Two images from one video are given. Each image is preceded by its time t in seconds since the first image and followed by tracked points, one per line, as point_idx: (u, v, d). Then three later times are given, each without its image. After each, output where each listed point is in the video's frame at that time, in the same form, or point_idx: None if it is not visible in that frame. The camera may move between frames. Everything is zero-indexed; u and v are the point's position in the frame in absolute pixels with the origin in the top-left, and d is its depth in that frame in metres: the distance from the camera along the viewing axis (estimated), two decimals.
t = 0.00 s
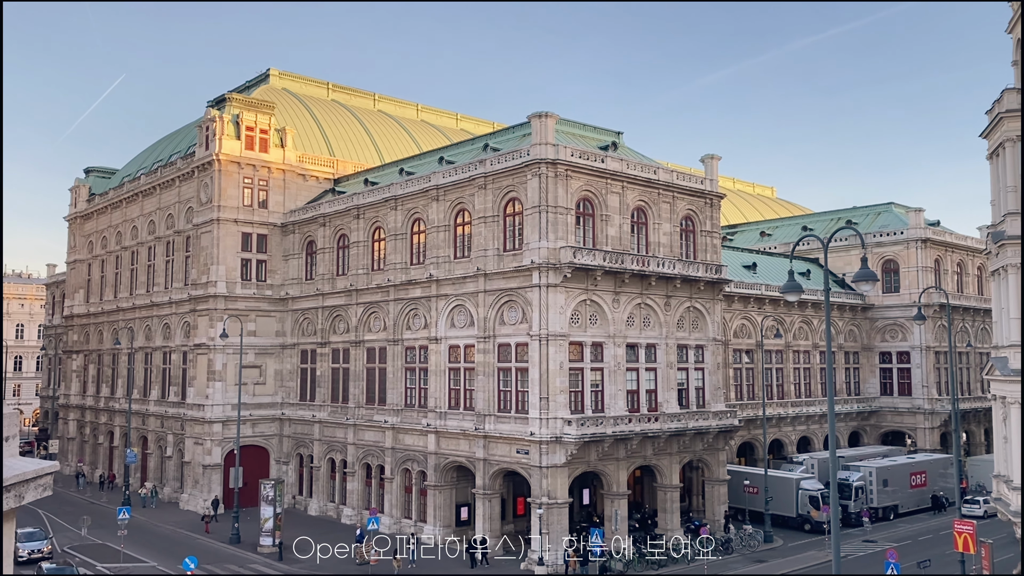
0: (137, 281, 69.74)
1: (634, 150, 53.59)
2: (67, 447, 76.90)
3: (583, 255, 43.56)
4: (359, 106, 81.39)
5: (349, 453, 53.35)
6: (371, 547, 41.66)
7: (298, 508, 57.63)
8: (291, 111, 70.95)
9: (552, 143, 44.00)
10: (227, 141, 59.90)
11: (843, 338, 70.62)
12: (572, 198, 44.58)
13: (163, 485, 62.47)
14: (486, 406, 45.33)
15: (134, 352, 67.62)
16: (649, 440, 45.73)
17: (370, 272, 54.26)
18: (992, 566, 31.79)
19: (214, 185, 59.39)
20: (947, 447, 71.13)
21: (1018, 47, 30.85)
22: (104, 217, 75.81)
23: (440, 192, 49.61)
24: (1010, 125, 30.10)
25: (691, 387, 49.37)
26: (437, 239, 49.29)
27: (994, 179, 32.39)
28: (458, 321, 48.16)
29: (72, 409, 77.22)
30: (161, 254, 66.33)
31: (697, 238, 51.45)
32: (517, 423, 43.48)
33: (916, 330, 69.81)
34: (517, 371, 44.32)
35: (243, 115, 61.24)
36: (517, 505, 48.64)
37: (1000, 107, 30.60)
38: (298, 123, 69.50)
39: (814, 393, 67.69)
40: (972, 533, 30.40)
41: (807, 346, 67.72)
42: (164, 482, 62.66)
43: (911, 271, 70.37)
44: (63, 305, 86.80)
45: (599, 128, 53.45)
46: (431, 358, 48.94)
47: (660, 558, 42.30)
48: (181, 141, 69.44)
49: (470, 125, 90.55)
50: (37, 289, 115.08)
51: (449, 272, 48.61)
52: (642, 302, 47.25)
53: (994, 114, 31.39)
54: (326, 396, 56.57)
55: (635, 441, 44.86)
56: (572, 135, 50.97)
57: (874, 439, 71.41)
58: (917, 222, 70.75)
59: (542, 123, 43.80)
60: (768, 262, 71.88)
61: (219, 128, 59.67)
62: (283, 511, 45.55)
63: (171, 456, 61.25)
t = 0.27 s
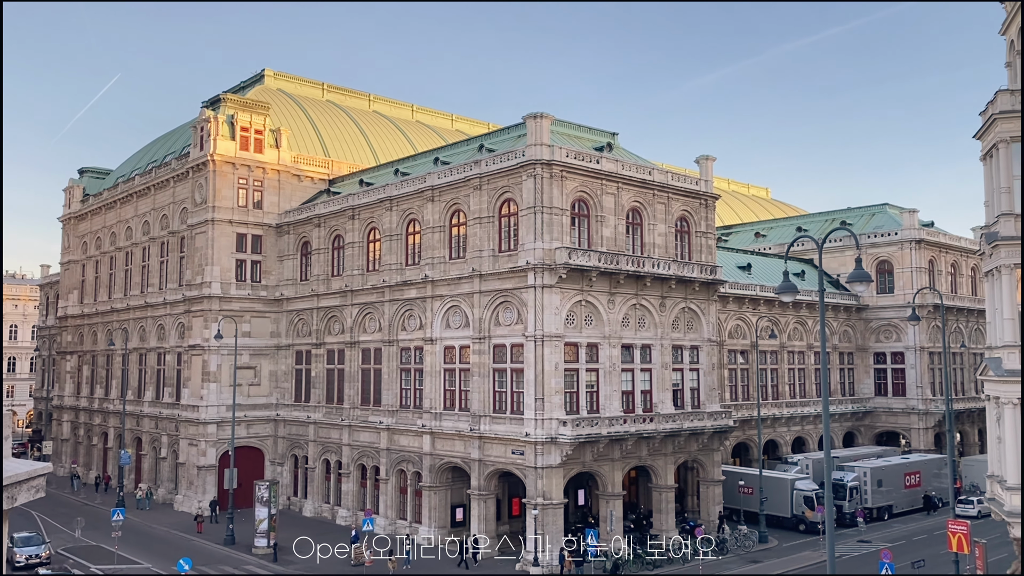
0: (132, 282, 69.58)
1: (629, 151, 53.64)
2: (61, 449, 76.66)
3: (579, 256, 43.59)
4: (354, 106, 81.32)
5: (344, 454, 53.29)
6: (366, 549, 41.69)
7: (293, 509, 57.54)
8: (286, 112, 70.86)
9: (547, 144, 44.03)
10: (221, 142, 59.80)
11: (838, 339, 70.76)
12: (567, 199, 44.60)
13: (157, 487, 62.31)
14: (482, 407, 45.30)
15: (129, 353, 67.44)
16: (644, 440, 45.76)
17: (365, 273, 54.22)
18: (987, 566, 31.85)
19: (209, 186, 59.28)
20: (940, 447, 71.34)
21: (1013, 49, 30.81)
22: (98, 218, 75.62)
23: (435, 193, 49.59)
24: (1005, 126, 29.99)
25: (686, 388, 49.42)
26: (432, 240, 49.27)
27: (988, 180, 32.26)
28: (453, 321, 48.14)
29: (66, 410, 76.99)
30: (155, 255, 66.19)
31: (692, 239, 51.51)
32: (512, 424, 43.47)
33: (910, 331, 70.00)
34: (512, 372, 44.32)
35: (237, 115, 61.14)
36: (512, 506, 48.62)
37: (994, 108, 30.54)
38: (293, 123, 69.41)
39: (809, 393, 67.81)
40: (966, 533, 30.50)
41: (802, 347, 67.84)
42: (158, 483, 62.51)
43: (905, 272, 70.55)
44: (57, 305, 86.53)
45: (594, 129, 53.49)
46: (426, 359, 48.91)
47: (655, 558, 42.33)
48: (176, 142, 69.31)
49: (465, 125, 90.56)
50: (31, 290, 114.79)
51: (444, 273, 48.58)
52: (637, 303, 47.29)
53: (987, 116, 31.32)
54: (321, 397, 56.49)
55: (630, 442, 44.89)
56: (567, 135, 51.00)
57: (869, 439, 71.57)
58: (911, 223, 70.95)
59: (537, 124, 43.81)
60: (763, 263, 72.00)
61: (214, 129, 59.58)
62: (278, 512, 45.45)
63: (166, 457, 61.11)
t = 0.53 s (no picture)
0: (124, 283, 69.39)
1: (623, 152, 53.71)
2: (53, 450, 76.40)
3: (572, 256, 43.63)
4: (348, 107, 81.23)
5: (337, 455, 53.22)
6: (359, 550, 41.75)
7: (286, 510, 57.45)
8: (280, 112, 70.77)
9: (541, 144, 44.06)
10: (214, 142, 59.69)
11: (831, 339, 70.94)
12: (560, 200, 44.62)
13: (150, 488, 62.14)
14: (475, 408, 45.29)
15: (122, 354, 67.24)
16: (638, 441, 45.81)
17: (359, 274, 54.17)
18: (979, 565, 31.96)
19: (202, 186, 59.17)
20: (933, 447, 71.59)
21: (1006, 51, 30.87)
22: (90, 218, 75.39)
23: (429, 193, 49.58)
24: (996, 128, 30.07)
25: (679, 389, 49.49)
26: (426, 241, 49.26)
27: (980, 181, 32.19)
28: (447, 322, 48.13)
29: (58, 411, 76.73)
30: (148, 255, 66.04)
31: (686, 240, 51.60)
32: (506, 425, 43.49)
33: (903, 331, 70.21)
34: (506, 373, 44.33)
35: (231, 116, 61.04)
36: (506, 507, 48.63)
37: (985, 110, 30.56)
38: (286, 124, 69.32)
39: (802, 394, 67.97)
40: (958, 533, 30.63)
41: (795, 347, 68.00)
42: (151, 484, 62.34)
43: (898, 273, 70.78)
44: (49, 306, 86.22)
45: (587, 130, 53.55)
46: (420, 360, 48.88)
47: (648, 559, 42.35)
48: (169, 142, 69.16)
49: (459, 126, 90.55)
50: (23, 290, 114.43)
51: (438, 274, 48.56)
52: (631, 304, 47.35)
53: (979, 117, 31.33)
54: (315, 398, 56.41)
55: (624, 442, 44.94)
56: (560, 136, 51.04)
57: (861, 439, 71.76)
58: (903, 224, 71.18)
59: (531, 125, 43.84)
60: (756, 264, 72.15)
61: (207, 129, 59.47)
62: (271, 513, 45.40)
63: (159, 458, 60.95)
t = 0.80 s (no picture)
0: (116, 283, 69.14)
1: (615, 152, 53.75)
2: (44, 451, 76.06)
3: (566, 256, 43.66)
4: (341, 107, 81.10)
5: (330, 456, 53.11)
6: (352, 551, 41.71)
7: (279, 511, 57.31)
8: (272, 112, 70.62)
9: (534, 145, 44.08)
10: (207, 142, 59.55)
11: (823, 339, 71.13)
12: (554, 200, 44.64)
13: (141, 489, 61.92)
14: (468, 408, 45.26)
15: (113, 355, 66.98)
16: (631, 441, 45.85)
17: (351, 274, 54.09)
18: (970, 565, 32.07)
19: (194, 187, 59.00)
20: (924, 447, 71.86)
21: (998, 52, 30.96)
22: (82, 218, 75.09)
23: (422, 194, 49.52)
24: (987, 129, 30.19)
25: (672, 389, 49.55)
26: (419, 241, 49.21)
27: (971, 182, 32.23)
28: (440, 322, 48.09)
29: (49, 412, 76.40)
30: (140, 256, 65.79)
31: (678, 240, 51.66)
32: (499, 425, 43.48)
33: (895, 332, 70.44)
34: (499, 373, 44.32)
35: (223, 115, 60.89)
36: (499, 507, 48.61)
37: (977, 111, 30.65)
38: (279, 124, 69.17)
39: (794, 394, 68.12)
40: (950, 532, 30.68)
41: (787, 347, 68.16)
42: (142, 485, 62.11)
43: (890, 273, 71.02)
44: (40, 307, 85.84)
45: (580, 130, 53.57)
46: (413, 360, 48.83)
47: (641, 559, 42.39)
48: (160, 142, 68.93)
49: (452, 126, 90.50)
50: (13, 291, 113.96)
51: (431, 274, 48.51)
52: (624, 304, 47.38)
53: (970, 118, 31.40)
54: (307, 399, 56.30)
55: (617, 442, 44.96)
56: (553, 137, 51.05)
57: (853, 439, 71.95)
58: (895, 224, 71.43)
59: (524, 125, 43.85)
60: (749, 264, 72.29)
61: (199, 129, 59.33)
62: (264, 514, 45.29)
63: (151, 459, 60.74)
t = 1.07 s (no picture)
0: (107, 283, 68.91)
1: (608, 152, 53.79)
2: (35, 451, 75.76)
3: (559, 256, 43.70)
4: (333, 106, 80.95)
5: (322, 456, 53.04)
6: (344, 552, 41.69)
7: (271, 511, 57.19)
8: (265, 111, 70.46)
9: (527, 145, 44.10)
10: (198, 141, 59.39)
11: (815, 339, 71.34)
12: (546, 200, 44.67)
13: (133, 490, 61.74)
14: (461, 408, 45.25)
15: (104, 355, 66.76)
16: (624, 441, 45.91)
17: (344, 274, 54.00)
18: (961, 563, 32.18)
19: (186, 186, 58.84)
20: (916, 446, 72.08)
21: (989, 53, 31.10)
22: (73, 218, 74.80)
23: (415, 193, 49.48)
24: (977, 130, 30.32)
25: (664, 388, 49.62)
26: (412, 241, 49.17)
27: (961, 183, 32.32)
28: (433, 323, 48.08)
29: (40, 412, 76.11)
30: (131, 255, 65.57)
31: (671, 241, 51.73)
32: (492, 425, 43.49)
33: (886, 332, 70.69)
34: (492, 373, 44.33)
35: (215, 115, 60.73)
36: (491, 507, 48.62)
37: (967, 111, 30.76)
38: (271, 123, 69.01)
39: (786, 393, 68.30)
40: (940, 531, 30.77)
41: (779, 347, 68.34)
42: (134, 486, 61.91)
43: (881, 273, 71.28)
44: (30, 307, 85.42)
45: (573, 131, 53.60)
46: (405, 360, 48.80)
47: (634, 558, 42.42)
48: (152, 141, 68.70)
49: (445, 126, 90.45)
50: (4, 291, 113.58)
51: (424, 274, 48.49)
52: (617, 304, 47.43)
53: (961, 119, 31.50)
54: (299, 399, 56.19)
55: (609, 442, 45.01)
56: (546, 137, 51.06)
57: (845, 438, 72.15)
58: (886, 224, 71.68)
59: (517, 125, 43.89)
60: (741, 264, 72.47)
61: (191, 129, 59.17)
62: (256, 515, 45.21)
63: (142, 459, 60.55)
